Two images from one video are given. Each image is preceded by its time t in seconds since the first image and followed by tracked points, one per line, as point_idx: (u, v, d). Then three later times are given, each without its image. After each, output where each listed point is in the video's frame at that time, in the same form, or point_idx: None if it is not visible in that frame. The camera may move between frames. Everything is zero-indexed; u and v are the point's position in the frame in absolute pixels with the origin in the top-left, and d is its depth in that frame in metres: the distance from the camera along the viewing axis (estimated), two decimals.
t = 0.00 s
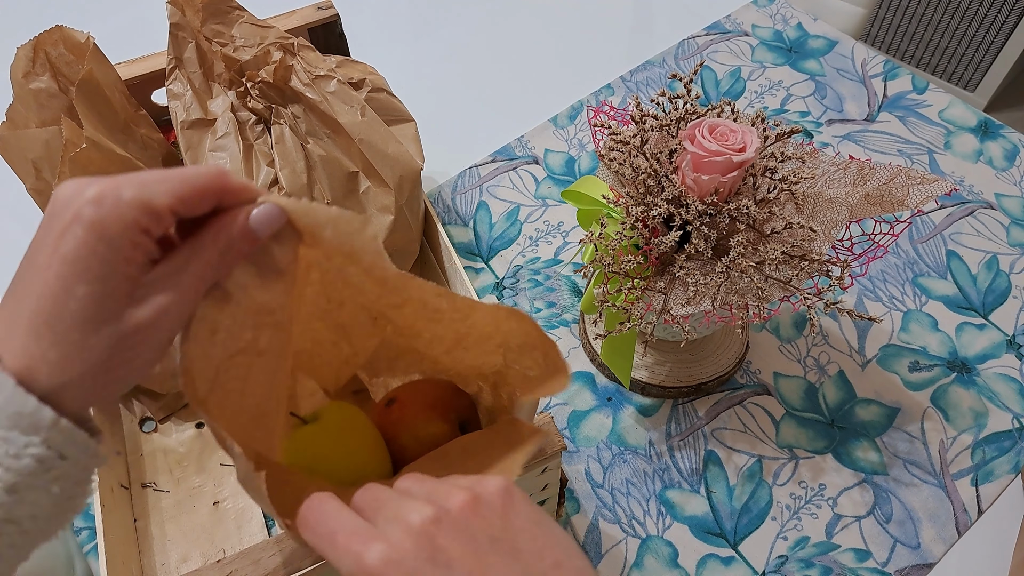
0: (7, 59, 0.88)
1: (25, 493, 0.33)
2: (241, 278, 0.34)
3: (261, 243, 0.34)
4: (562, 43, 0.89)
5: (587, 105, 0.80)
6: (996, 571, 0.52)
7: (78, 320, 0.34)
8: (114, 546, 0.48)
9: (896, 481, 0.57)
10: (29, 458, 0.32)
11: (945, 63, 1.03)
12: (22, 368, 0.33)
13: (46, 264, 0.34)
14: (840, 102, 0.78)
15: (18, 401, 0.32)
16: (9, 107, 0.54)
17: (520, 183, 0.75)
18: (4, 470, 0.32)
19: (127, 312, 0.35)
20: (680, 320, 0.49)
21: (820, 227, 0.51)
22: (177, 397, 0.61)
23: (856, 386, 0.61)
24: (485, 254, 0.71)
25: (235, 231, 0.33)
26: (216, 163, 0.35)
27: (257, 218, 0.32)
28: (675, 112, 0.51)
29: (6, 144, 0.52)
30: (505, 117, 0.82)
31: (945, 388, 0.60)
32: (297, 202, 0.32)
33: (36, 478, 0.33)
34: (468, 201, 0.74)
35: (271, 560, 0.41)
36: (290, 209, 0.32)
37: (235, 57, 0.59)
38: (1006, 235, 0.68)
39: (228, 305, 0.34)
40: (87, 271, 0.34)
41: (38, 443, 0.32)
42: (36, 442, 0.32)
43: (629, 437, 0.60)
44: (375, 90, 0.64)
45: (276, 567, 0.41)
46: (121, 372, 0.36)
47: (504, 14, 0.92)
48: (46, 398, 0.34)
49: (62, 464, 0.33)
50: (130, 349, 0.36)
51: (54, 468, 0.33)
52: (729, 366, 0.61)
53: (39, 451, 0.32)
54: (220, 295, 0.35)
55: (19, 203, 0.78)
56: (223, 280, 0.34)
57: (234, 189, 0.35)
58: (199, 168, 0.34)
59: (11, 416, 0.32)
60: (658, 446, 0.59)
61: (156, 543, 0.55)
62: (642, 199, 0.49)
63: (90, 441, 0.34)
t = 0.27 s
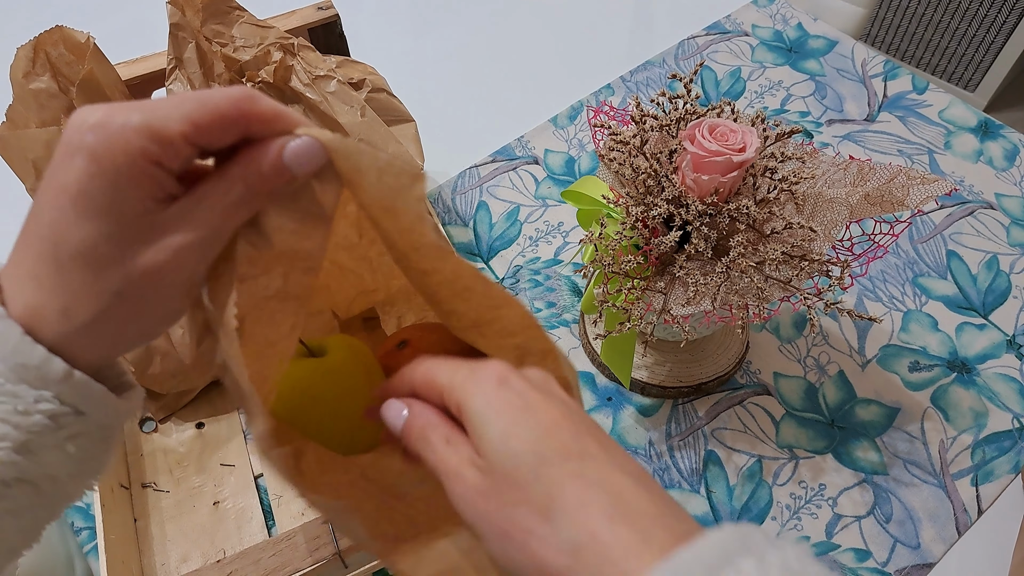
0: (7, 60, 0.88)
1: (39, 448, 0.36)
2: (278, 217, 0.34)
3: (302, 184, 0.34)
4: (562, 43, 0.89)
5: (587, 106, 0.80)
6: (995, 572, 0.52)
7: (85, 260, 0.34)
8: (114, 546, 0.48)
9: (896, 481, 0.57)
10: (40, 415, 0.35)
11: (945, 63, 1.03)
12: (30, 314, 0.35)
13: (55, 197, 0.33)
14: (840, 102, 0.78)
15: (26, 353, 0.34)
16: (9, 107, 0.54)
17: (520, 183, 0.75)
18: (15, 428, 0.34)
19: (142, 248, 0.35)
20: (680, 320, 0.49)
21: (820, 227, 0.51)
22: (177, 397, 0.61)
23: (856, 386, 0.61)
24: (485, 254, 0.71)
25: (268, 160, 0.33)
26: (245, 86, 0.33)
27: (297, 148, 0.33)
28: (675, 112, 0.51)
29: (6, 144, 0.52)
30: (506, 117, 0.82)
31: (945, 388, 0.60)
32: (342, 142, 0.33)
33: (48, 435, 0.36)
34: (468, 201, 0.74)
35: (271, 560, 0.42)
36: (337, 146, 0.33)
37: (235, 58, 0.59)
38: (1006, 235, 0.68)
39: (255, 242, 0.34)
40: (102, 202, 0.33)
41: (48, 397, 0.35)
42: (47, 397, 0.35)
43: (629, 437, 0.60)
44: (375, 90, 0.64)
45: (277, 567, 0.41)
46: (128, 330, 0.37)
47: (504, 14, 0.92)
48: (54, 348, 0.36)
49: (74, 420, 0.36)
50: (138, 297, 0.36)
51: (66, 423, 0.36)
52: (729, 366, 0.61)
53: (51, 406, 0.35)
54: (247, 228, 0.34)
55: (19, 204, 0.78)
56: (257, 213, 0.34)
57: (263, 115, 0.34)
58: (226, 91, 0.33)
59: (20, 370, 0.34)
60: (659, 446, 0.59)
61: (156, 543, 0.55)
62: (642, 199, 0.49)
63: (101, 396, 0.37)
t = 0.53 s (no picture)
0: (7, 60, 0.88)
1: (123, 496, 0.33)
2: (381, 284, 0.35)
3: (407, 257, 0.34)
4: (561, 43, 0.89)
5: (587, 106, 0.80)
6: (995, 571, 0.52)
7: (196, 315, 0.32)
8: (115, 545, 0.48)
9: (897, 480, 0.57)
10: (131, 464, 0.32)
11: (945, 63, 1.03)
12: (132, 364, 0.32)
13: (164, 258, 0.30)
14: (840, 101, 0.78)
15: (124, 403, 0.31)
16: (9, 107, 0.54)
17: (520, 183, 0.75)
18: (106, 477, 0.32)
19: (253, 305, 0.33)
20: (680, 320, 0.49)
21: (820, 227, 0.51)
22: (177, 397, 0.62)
23: (856, 386, 0.61)
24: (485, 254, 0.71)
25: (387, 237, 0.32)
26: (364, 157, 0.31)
27: (413, 230, 0.31)
28: (675, 112, 0.51)
29: (6, 144, 0.53)
30: (505, 117, 0.82)
31: (944, 388, 0.60)
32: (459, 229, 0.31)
33: (135, 485, 0.32)
34: (468, 201, 0.74)
35: (271, 560, 0.42)
36: (454, 231, 0.31)
37: (235, 58, 0.59)
38: (1006, 235, 0.68)
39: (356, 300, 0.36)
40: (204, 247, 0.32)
41: (141, 449, 0.32)
42: (140, 450, 0.32)
43: (629, 436, 0.60)
44: (375, 90, 0.64)
45: (277, 567, 0.41)
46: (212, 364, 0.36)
47: (504, 15, 0.92)
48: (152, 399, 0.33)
49: (163, 470, 0.33)
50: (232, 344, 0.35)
51: (155, 473, 0.33)
52: (729, 366, 0.61)
53: (142, 457, 0.32)
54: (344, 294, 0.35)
55: (20, 204, 0.78)
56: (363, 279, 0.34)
57: (381, 189, 0.31)
58: (348, 165, 0.30)
59: (118, 420, 0.31)
60: (659, 446, 0.59)
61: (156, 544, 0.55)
62: (642, 199, 0.49)
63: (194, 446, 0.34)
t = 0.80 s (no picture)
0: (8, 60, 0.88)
1: (125, 534, 0.32)
2: (381, 324, 0.33)
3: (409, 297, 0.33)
4: (561, 43, 0.89)
5: (587, 105, 0.80)
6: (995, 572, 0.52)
7: (196, 355, 0.33)
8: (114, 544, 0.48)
9: (897, 481, 0.56)
10: (131, 502, 0.31)
11: (945, 63, 1.03)
12: (133, 403, 0.32)
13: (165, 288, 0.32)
14: (840, 101, 0.78)
15: (125, 440, 0.31)
16: (9, 106, 0.54)
17: (520, 183, 0.75)
18: (104, 514, 0.31)
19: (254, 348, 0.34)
20: (680, 320, 0.49)
21: (820, 226, 0.51)
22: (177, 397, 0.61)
23: (856, 387, 0.61)
24: (485, 254, 0.70)
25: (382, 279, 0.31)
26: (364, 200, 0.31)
27: (411, 271, 0.31)
28: (675, 111, 0.51)
29: (5, 144, 0.53)
30: (505, 117, 0.82)
31: (944, 388, 0.60)
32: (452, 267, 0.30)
33: (136, 522, 0.32)
34: (468, 200, 0.74)
35: (271, 560, 0.42)
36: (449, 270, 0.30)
37: (235, 57, 0.59)
38: (1006, 235, 0.68)
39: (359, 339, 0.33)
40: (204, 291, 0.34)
41: (141, 486, 0.32)
42: (140, 486, 0.31)
43: (629, 437, 0.60)
44: (375, 90, 0.64)
45: (277, 568, 0.41)
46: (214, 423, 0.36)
47: (504, 15, 0.92)
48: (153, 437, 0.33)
49: (163, 507, 0.33)
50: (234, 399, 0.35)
51: (156, 510, 0.33)
52: (729, 366, 0.61)
53: (143, 494, 0.32)
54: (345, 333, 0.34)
55: (20, 204, 0.78)
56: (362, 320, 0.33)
57: (380, 233, 0.31)
58: (345, 208, 0.30)
59: (118, 457, 0.31)
60: (659, 446, 0.59)
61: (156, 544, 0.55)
62: (642, 198, 0.49)
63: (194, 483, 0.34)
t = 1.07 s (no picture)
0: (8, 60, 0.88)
1: (89, 491, 0.33)
2: (318, 269, 0.37)
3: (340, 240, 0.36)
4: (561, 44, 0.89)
5: (587, 105, 0.80)
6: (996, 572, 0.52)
7: (149, 303, 0.34)
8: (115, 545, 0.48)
9: (897, 481, 0.56)
10: (93, 457, 0.32)
11: (945, 63, 1.03)
12: (87, 358, 0.33)
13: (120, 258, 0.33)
14: (840, 101, 0.78)
15: (84, 395, 0.32)
16: (9, 106, 0.54)
17: (520, 183, 0.75)
18: (67, 470, 0.32)
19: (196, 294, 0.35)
20: (680, 320, 0.49)
21: (820, 227, 0.51)
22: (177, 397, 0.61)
23: (856, 386, 0.61)
24: (485, 254, 0.70)
25: (312, 220, 0.34)
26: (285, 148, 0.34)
27: (338, 210, 0.34)
28: (675, 111, 0.51)
29: (5, 143, 0.53)
30: (506, 117, 0.82)
31: (944, 388, 0.60)
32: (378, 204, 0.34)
33: (97, 478, 0.33)
34: (468, 200, 0.74)
35: (271, 560, 0.41)
36: (376, 208, 0.34)
37: (234, 57, 0.59)
38: (1006, 235, 0.68)
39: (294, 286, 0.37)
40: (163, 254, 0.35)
41: (101, 441, 0.32)
42: (99, 440, 0.32)
43: (629, 437, 0.60)
44: (375, 89, 0.64)
45: (277, 567, 0.41)
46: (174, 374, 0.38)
47: (504, 15, 0.92)
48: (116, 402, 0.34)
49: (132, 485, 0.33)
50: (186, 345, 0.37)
51: (117, 467, 0.33)
52: (729, 366, 0.61)
53: (102, 449, 0.32)
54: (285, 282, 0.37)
55: (20, 204, 0.78)
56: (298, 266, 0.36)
57: (303, 175, 0.35)
58: (271, 156, 0.33)
59: (77, 413, 0.32)
60: (659, 446, 0.59)
61: (157, 543, 0.55)
62: (642, 199, 0.49)
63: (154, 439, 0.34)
